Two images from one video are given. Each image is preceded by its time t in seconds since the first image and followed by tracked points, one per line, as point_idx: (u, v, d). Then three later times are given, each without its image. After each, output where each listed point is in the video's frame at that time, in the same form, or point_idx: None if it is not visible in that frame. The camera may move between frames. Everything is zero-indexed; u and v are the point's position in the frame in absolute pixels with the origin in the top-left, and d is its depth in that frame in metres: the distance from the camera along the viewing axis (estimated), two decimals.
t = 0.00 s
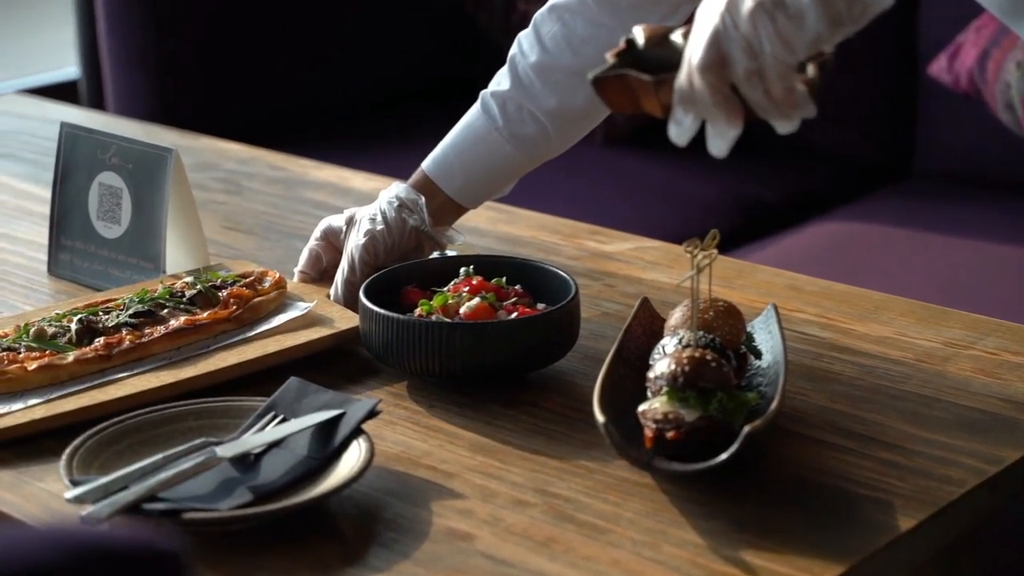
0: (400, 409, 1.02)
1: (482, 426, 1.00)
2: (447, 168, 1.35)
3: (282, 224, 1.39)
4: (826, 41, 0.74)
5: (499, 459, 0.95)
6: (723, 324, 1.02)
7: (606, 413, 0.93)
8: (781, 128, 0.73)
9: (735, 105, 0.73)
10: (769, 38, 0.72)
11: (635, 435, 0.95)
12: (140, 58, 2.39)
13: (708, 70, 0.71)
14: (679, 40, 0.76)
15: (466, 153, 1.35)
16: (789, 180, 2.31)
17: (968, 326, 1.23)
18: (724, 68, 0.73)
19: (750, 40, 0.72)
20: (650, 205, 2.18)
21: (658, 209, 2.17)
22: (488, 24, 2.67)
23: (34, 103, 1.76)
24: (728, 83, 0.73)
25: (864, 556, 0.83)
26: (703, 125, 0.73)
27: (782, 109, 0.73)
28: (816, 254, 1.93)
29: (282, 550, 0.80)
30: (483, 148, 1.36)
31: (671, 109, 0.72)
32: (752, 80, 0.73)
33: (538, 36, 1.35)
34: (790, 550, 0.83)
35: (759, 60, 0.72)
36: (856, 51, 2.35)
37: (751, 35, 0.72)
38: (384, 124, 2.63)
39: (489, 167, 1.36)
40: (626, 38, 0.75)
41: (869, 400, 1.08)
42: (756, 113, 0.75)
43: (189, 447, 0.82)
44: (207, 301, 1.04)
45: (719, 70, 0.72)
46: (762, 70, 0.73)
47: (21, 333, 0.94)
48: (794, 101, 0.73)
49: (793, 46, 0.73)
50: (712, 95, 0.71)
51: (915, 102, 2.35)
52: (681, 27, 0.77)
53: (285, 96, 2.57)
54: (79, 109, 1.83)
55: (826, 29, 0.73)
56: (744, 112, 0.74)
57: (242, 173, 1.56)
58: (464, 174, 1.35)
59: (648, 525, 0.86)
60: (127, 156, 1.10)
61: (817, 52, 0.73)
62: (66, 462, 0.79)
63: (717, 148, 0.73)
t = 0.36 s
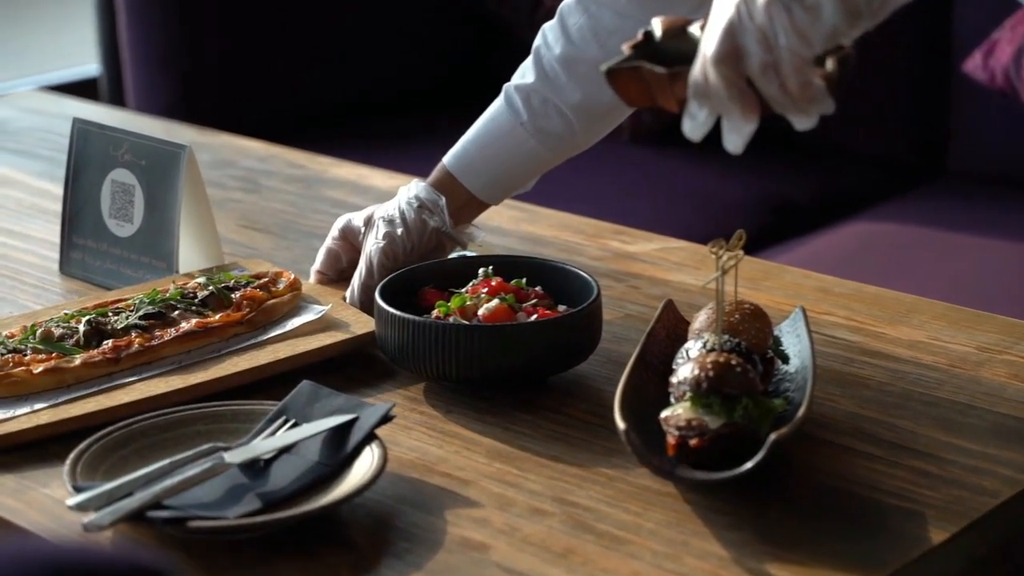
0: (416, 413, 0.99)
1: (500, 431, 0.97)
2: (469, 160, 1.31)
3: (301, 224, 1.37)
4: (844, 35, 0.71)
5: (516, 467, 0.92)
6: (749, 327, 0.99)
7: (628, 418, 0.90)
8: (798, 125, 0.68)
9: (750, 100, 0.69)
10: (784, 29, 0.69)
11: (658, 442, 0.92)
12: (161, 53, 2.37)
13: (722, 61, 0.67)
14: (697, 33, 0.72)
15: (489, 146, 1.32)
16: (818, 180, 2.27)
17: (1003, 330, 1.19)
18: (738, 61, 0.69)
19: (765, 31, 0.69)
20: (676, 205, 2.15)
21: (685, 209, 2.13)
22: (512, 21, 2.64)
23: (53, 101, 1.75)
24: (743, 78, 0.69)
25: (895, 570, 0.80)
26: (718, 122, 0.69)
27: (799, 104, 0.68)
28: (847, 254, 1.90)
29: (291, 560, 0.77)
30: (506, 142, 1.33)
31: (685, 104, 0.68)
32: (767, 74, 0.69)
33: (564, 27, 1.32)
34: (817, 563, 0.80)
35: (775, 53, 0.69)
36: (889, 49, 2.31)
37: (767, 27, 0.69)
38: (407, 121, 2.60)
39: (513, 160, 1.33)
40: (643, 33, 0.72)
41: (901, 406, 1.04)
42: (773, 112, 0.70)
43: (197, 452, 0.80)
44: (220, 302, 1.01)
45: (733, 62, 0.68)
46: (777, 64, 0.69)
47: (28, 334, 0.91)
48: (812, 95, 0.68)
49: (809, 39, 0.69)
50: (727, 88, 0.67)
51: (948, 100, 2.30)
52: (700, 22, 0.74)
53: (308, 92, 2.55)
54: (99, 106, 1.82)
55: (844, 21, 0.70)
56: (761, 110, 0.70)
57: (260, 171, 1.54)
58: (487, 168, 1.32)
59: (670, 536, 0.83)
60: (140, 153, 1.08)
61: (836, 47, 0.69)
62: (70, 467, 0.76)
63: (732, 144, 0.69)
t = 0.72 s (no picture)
0: (425, 419, 0.96)
1: (510, 438, 0.94)
2: (486, 157, 1.27)
3: (312, 223, 1.35)
4: (854, 28, 0.67)
5: (526, 475, 0.89)
6: (768, 331, 0.95)
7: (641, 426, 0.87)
8: (806, 120, 0.68)
9: (758, 92, 0.68)
10: (790, 20, 0.66)
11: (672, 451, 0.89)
12: (178, 49, 2.35)
13: (729, 53, 0.66)
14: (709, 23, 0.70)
15: (506, 142, 1.28)
16: (843, 181, 2.23)
17: None
18: (744, 52, 0.67)
19: (772, 22, 0.66)
20: (697, 205, 2.12)
21: (706, 209, 2.10)
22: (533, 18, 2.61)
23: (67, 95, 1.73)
24: (750, 69, 0.68)
25: None
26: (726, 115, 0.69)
27: (807, 99, 0.68)
28: (872, 257, 1.86)
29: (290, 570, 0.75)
30: (524, 138, 1.29)
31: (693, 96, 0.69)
32: (774, 66, 0.67)
33: (586, 18, 1.27)
34: None
35: (781, 45, 0.67)
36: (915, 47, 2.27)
37: (774, 17, 0.67)
38: (426, 119, 2.58)
39: (531, 156, 1.29)
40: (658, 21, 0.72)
41: (925, 414, 1.01)
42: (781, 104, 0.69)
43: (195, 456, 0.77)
44: (223, 305, 0.99)
45: (740, 54, 0.67)
46: (785, 56, 0.67)
47: (25, 336, 0.89)
48: (821, 91, 0.68)
49: (818, 31, 0.67)
50: (735, 83, 0.67)
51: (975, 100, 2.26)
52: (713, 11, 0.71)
53: (324, 89, 2.53)
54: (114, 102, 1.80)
55: (854, 14, 0.66)
56: (769, 102, 0.69)
57: (273, 168, 1.52)
58: (503, 164, 1.28)
59: (684, 549, 0.80)
60: (146, 149, 1.06)
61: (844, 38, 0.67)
62: (64, 473, 0.74)
63: (738, 139, 0.69)
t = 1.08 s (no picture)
0: (439, 423, 0.94)
1: (527, 444, 0.91)
2: (508, 155, 1.25)
3: (330, 221, 1.32)
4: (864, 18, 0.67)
5: (542, 482, 0.86)
6: (795, 334, 0.91)
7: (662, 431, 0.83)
8: (819, 112, 0.66)
9: (768, 85, 0.67)
10: (800, 9, 0.65)
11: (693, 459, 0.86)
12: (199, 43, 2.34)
13: (738, 40, 0.64)
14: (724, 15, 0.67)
15: (530, 139, 1.25)
16: (873, 180, 2.19)
17: None
18: (755, 41, 0.66)
19: (782, 11, 0.66)
20: (724, 204, 2.08)
21: (733, 209, 2.06)
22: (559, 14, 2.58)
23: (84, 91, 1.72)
24: (760, 60, 0.66)
25: None
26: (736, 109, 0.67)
27: (819, 89, 0.66)
28: (902, 258, 1.82)
29: None
30: (548, 137, 1.25)
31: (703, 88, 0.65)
32: (785, 55, 0.66)
33: (612, 12, 1.22)
34: None
35: (791, 34, 0.65)
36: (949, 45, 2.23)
37: (784, 6, 0.66)
38: (449, 116, 2.55)
39: (555, 153, 1.26)
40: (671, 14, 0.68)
41: (958, 422, 0.98)
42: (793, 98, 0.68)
43: (200, 461, 0.75)
44: (232, 310, 0.98)
45: (750, 43, 0.65)
46: (794, 45, 0.65)
47: (26, 339, 0.88)
48: (832, 82, 0.66)
49: (827, 20, 0.66)
50: (743, 71, 0.64)
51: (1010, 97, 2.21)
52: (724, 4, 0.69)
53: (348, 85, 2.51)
54: (133, 97, 1.79)
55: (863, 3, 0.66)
56: (780, 95, 0.68)
57: (290, 165, 1.50)
58: (526, 162, 1.25)
59: (704, 562, 0.77)
60: (158, 144, 1.04)
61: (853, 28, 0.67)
62: (65, 478, 0.71)
63: (750, 131, 0.67)
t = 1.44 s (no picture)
0: (452, 427, 0.91)
1: (542, 448, 0.89)
2: (532, 155, 1.20)
3: (347, 219, 1.30)
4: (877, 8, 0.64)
5: (556, 488, 0.83)
6: (820, 338, 0.87)
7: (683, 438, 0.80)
8: (830, 106, 0.63)
9: (779, 78, 0.63)
10: None
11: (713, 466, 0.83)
12: (222, 37, 2.32)
13: (745, 29, 0.62)
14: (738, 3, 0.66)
15: (555, 137, 1.20)
16: (903, 179, 2.15)
17: None
18: (762, 32, 0.63)
19: None
20: (751, 203, 2.05)
21: (759, 208, 2.03)
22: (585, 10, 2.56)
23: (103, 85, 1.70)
24: (769, 52, 0.63)
25: None
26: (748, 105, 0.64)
27: (830, 82, 0.63)
28: (933, 259, 1.79)
29: None
30: (573, 134, 1.20)
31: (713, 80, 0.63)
32: (793, 47, 0.63)
33: (641, 5, 1.14)
34: None
35: (800, 23, 0.62)
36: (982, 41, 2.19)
37: None
38: (473, 112, 2.53)
39: (581, 150, 1.20)
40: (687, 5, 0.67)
41: (989, 429, 0.94)
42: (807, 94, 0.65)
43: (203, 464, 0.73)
44: (245, 320, 0.95)
45: (758, 34, 0.63)
46: (803, 35, 0.63)
47: (31, 342, 0.84)
48: (843, 75, 0.63)
49: (839, 9, 0.62)
50: (752, 63, 0.62)
51: None
52: None
53: (371, 81, 2.49)
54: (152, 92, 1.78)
55: None
56: (792, 89, 0.64)
57: (308, 160, 1.48)
58: (551, 162, 1.20)
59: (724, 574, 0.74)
60: (169, 138, 1.02)
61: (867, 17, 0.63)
62: (63, 481, 0.69)
63: (761, 126, 0.63)
